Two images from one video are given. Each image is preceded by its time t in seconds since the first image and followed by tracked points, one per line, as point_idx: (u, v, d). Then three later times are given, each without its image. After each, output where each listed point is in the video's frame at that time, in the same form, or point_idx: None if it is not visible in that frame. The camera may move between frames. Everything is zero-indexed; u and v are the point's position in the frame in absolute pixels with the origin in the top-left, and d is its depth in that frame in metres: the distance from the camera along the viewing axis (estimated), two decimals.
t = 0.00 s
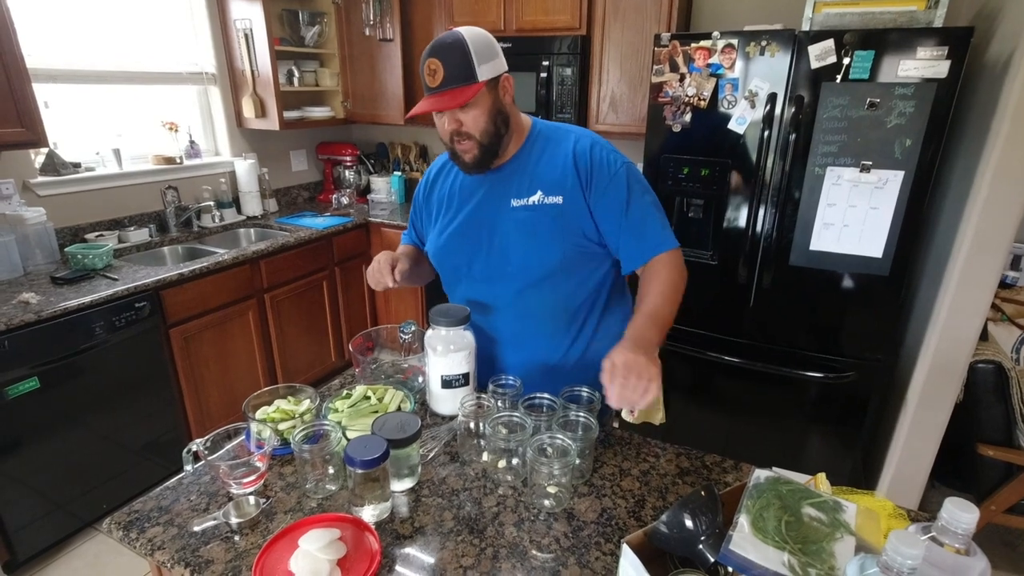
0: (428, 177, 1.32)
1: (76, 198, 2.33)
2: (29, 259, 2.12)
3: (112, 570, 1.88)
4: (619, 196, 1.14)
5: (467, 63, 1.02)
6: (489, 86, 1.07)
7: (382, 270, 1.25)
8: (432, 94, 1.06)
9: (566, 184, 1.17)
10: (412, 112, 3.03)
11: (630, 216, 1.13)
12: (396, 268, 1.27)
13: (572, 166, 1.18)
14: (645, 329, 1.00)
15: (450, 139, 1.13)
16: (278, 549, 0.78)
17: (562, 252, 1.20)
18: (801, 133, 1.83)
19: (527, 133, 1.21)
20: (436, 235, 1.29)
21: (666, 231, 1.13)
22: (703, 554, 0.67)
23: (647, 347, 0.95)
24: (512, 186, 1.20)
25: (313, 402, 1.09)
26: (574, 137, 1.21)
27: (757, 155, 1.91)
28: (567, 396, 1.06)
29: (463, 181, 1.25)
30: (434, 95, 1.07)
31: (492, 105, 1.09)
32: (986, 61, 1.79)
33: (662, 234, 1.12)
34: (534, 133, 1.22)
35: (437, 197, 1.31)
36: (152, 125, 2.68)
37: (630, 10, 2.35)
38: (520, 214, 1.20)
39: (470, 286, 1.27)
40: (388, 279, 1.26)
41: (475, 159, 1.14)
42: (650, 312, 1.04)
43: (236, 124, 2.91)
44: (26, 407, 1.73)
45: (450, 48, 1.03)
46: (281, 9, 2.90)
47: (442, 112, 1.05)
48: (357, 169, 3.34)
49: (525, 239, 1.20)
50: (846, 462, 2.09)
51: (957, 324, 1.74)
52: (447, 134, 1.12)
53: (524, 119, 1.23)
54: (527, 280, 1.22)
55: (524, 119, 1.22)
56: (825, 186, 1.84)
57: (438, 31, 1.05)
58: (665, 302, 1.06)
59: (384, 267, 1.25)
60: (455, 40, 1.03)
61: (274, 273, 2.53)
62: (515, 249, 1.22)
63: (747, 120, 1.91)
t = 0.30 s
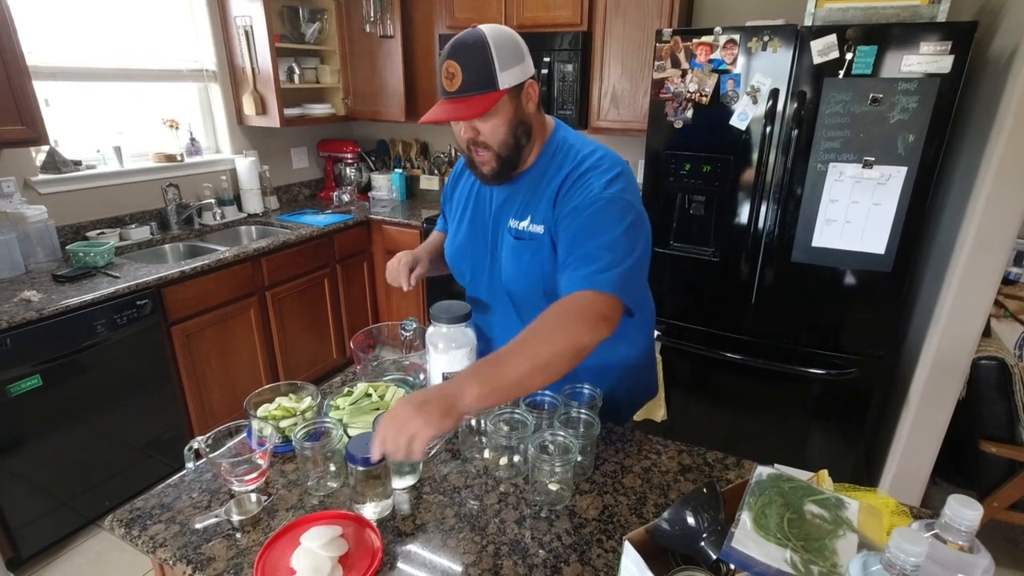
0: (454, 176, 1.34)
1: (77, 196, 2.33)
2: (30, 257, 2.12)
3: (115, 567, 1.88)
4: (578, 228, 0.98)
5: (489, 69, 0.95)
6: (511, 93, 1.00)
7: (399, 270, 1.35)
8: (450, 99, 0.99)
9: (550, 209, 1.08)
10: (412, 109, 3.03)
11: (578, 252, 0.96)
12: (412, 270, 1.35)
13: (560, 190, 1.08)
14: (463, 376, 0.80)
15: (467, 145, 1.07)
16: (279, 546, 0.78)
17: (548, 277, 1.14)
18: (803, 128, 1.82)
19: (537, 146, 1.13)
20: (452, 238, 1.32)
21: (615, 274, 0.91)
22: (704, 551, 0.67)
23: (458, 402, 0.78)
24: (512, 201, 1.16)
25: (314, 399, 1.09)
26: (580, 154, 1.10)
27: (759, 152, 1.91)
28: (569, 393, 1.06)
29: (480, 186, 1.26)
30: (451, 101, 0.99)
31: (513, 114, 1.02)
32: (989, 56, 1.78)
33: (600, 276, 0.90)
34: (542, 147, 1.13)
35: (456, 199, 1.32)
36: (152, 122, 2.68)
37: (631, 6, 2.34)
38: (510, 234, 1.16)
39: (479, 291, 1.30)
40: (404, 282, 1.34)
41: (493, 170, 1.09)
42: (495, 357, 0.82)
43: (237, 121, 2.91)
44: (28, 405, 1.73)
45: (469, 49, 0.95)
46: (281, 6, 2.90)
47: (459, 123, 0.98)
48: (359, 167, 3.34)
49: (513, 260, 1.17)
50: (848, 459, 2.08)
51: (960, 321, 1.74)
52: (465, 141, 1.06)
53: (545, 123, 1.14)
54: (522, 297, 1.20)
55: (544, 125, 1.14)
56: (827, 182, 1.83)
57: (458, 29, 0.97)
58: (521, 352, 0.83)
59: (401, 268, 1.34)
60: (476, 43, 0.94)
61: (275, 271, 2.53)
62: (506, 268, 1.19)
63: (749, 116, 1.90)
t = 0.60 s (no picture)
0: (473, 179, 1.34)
1: (77, 195, 2.33)
2: (30, 256, 2.12)
3: (117, 566, 1.89)
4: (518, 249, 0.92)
5: (486, 77, 0.94)
6: (510, 103, 0.98)
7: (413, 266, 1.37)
8: (447, 105, 0.99)
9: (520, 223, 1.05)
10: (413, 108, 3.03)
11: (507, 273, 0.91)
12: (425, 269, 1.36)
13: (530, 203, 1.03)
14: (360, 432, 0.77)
15: (464, 154, 1.06)
16: (279, 545, 0.78)
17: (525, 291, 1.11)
18: (804, 126, 1.82)
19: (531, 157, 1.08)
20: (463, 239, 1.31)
21: (535, 305, 0.83)
22: (705, 549, 0.67)
23: (352, 464, 0.75)
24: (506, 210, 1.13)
25: (314, 398, 1.09)
26: (566, 169, 1.03)
27: (760, 150, 1.90)
28: (569, 392, 1.06)
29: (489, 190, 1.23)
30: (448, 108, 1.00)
31: (511, 124, 1.00)
32: (991, 53, 1.78)
33: (513, 302, 0.83)
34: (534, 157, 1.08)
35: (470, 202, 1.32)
36: (152, 121, 2.67)
37: (631, 3, 2.33)
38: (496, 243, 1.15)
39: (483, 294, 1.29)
40: (416, 277, 1.36)
41: (488, 179, 1.06)
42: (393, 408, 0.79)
43: (237, 120, 2.91)
44: (29, 404, 1.73)
45: (468, 58, 0.95)
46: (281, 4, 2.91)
47: (454, 132, 0.97)
48: (359, 165, 3.34)
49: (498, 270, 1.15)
50: (849, 457, 2.08)
51: (961, 319, 1.73)
52: (462, 149, 1.05)
53: (547, 131, 1.10)
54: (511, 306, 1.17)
55: (545, 134, 1.09)
56: (828, 180, 1.83)
57: (459, 37, 0.98)
58: (415, 398, 0.78)
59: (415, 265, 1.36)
60: (473, 51, 0.95)
61: (275, 270, 2.53)
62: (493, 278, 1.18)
63: (750, 114, 1.90)
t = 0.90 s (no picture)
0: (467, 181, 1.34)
1: (77, 194, 2.33)
2: (30, 256, 2.12)
3: (116, 565, 1.89)
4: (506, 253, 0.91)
5: (471, 79, 0.94)
6: (496, 104, 0.98)
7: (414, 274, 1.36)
8: (434, 109, 0.99)
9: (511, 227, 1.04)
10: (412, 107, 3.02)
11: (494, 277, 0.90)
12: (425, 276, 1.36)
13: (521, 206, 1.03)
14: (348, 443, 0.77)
15: (454, 157, 1.06)
16: (279, 545, 0.78)
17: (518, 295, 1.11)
18: (804, 125, 1.81)
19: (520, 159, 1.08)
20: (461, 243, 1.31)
21: (521, 310, 0.82)
22: (706, 549, 0.66)
23: (338, 474, 0.75)
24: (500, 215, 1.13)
25: (314, 397, 1.09)
26: (556, 173, 1.02)
27: (760, 148, 1.90)
28: (569, 391, 1.06)
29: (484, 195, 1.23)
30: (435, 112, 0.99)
31: (498, 126, 1.00)
32: (991, 51, 1.78)
33: (499, 307, 0.83)
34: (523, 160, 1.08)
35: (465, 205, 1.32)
36: (152, 120, 2.67)
37: (631, 1, 2.33)
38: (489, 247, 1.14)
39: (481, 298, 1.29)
40: (418, 282, 1.35)
41: (477, 182, 1.06)
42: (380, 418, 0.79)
43: (237, 119, 2.90)
44: (28, 403, 1.73)
45: (453, 62, 0.95)
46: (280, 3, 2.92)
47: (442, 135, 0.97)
48: (358, 164, 3.34)
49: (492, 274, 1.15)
50: (849, 456, 2.08)
51: (962, 317, 1.73)
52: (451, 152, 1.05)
53: (537, 132, 1.09)
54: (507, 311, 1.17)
55: (536, 142, 1.09)
56: (828, 179, 1.83)
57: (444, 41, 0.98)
58: (402, 405, 0.78)
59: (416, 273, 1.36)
60: (457, 54, 0.95)
61: (275, 269, 2.52)
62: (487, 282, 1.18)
63: (750, 113, 1.89)
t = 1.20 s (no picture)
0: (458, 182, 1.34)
1: (76, 197, 2.32)
2: (28, 258, 2.11)
3: (114, 569, 1.88)
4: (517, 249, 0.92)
5: (467, 82, 0.94)
6: (492, 105, 0.98)
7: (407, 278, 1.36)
8: (431, 114, 0.99)
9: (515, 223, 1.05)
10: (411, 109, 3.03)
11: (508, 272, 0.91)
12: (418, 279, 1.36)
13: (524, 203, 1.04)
14: (375, 431, 0.77)
15: (452, 159, 1.06)
16: (276, 548, 0.78)
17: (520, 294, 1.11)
18: (801, 128, 1.82)
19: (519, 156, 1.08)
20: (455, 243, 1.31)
21: (540, 301, 0.84)
22: (702, 552, 0.66)
23: (365, 463, 0.75)
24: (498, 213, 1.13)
25: (312, 400, 1.09)
26: (555, 170, 1.03)
27: (758, 151, 1.91)
28: (567, 394, 1.06)
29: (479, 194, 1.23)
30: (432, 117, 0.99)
31: (495, 125, 1.00)
32: (987, 55, 1.79)
33: (517, 301, 0.84)
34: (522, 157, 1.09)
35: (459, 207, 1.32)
36: (151, 123, 2.67)
37: (629, 5, 2.33)
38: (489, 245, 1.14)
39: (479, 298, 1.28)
40: (412, 285, 1.35)
41: (477, 181, 1.06)
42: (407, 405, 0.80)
43: (236, 121, 2.90)
44: (26, 406, 1.73)
45: (448, 66, 0.95)
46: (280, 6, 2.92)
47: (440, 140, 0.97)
48: (357, 167, 3.34)
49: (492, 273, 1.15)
50: (847, 458, 2.08)
51: (959, 320, 1.73)
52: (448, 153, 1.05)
53: (533, 130, 1.10)
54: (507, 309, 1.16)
55: (533, 140, 1.09)
56: (826, 182, 1.83)
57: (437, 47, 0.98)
58: (427, 395, 0.79)
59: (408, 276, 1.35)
60: (451, 59, 0.94)
61: (273, 272, 2.52)
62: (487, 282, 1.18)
63: (748, 116, 1.90)
